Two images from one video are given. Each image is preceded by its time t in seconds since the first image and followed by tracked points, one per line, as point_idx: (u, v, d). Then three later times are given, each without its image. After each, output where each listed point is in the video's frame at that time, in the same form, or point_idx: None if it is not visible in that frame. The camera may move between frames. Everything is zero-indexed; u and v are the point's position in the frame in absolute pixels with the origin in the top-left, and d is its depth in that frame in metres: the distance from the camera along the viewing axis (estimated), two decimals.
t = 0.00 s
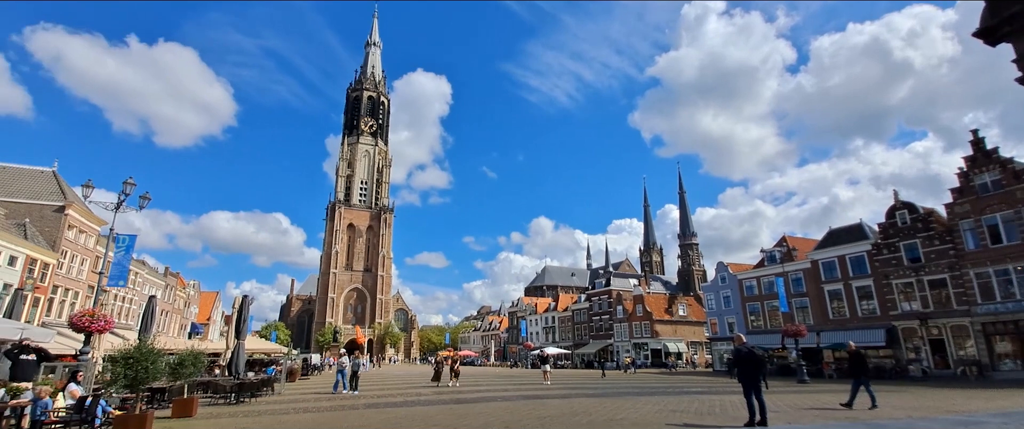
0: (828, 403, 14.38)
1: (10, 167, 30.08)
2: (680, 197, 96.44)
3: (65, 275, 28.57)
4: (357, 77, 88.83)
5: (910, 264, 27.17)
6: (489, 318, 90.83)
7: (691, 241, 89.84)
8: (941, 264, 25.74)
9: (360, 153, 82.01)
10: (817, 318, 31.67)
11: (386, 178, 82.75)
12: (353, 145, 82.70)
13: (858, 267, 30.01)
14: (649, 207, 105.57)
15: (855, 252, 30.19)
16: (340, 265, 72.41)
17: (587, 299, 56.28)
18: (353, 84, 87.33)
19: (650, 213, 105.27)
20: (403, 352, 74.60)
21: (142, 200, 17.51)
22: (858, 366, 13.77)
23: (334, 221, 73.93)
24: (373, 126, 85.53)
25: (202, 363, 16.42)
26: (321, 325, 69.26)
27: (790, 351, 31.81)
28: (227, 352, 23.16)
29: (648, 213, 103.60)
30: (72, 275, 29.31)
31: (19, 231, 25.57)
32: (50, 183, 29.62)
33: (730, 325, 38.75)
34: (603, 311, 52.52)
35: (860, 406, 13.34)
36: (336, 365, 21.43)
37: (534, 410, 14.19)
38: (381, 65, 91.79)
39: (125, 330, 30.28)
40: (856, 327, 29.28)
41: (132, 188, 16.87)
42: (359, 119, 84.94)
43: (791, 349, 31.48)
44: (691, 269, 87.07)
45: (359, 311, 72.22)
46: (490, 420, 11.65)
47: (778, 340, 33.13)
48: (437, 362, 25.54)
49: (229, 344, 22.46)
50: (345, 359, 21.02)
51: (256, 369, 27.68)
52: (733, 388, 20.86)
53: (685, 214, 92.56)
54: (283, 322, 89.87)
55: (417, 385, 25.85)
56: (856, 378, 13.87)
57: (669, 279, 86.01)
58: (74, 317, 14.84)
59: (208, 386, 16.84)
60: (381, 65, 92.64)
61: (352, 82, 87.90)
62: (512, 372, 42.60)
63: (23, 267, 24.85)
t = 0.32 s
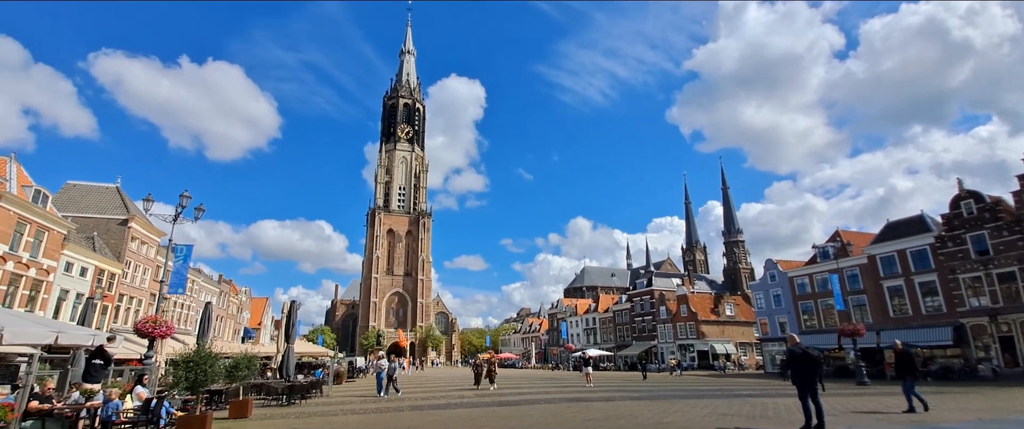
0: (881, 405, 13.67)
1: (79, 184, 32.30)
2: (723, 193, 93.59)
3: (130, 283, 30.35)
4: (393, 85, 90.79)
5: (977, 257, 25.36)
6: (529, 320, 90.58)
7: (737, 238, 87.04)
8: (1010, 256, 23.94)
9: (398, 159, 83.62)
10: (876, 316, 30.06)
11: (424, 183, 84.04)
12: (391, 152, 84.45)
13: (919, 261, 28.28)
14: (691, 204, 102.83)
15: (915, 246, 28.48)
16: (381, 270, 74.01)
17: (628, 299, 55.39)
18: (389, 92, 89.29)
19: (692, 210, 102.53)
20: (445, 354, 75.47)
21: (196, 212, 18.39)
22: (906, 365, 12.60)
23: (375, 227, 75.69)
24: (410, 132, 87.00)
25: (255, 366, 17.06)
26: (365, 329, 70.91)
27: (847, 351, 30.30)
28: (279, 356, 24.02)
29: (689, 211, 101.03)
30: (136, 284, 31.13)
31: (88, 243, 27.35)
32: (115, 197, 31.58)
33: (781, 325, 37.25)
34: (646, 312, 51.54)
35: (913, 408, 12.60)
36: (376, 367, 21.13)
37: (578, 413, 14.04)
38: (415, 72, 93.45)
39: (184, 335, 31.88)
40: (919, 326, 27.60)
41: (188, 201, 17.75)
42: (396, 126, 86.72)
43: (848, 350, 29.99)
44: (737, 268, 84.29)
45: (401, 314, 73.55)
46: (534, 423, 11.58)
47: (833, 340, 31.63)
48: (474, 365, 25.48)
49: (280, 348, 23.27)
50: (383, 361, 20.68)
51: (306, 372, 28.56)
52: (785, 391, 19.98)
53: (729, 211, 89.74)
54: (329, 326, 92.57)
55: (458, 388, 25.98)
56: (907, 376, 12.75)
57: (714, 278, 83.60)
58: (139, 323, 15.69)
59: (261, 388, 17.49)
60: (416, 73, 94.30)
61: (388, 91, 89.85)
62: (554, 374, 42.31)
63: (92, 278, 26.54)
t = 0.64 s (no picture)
0: (912, 411, 13.17)
1: (123, 193, 33.78)
2: (756, 191, 91.32)
3: (171, 288, 31.52)
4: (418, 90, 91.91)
5: None
6: (556, 323, 90.10)
7: (770, 238, 84.80)
8: None
9: (424, 163, 84.50)
10: (921, 318, 28.79)
11: (450, 186, 84.69)
12: (417, 156, 85.42)
13: (966, 260, 26.96)
14: (722, 203, 100.59)
15: (962, 245, 27.15)
16: (409, 273, 74.90)
17: (658, 301, 54.55)
18: (414, 97, 90.43)
19: (723, 209, 100.36)
20: (473, 357, 75.84)
21: (232, 218, 18.95)
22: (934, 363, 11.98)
23: (403, 231, 76.66)
24: (435, 136, 87.83)
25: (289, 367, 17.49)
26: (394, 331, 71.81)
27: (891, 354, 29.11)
28: (311, 358, 24.60)
29: (720, 210, 98.95)
30: (176, 288, 32.30)
31: (132, 249, 28.52)
32: (155, 205, 32.83)
33: (819, 327, 36.02)
34: (677, 314, 50.66)
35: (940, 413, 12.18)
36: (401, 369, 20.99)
37: (608, 416, 13.91)
38: (440, 77, 94.39)
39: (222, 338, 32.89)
40: (968, 327, 26.32)
41: (224, 207, 18.33)
42: (421, 131, 87.73)
43: (891, 353, 28.82)
44: (771, 268, 82.11)
45: (429, 317, 74.23)
46: (564, 426, 11.50)
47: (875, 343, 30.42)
48: (500, 369, 25.29)
49: (312, 349, 23.78)
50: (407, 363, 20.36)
51: (337, 373, 29.08)
52: (825, 395, 19.27)
53: (762, 210, 87.53)
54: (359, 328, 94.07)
55: (484, 391, 25.86)
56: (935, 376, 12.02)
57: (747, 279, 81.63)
58: (180, 326, 16.23)
59: (295, 389, 17.87)
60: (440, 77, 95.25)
61: (414, 96, 91.01)
62: (582, 377, 41.95)
63: (136, 283, 27.65)
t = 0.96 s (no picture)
0: (959, 415, 12.54)
1: (169, 203, 35.30)
2: (794, 187, 88.40)
3: (214, 293, 32.70)
4: (446, 95, 92.85)
5: None
6: (588, 325, 89.31)
7: (811, 236, 81.91)
8: None
9: (453, 167, 85.17)
10: (974, 317, 27.28)
11: (479, 189, 85.15)
12: (446, 160, 86.21)
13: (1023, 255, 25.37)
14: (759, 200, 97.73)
15: (1018, 239, 25.57)
16: (440, 276, 75.63)
17: (693, 302, 53.43)
18: (442, 102, 91.40)
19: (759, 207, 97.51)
20: (505, 359, 75.88)
21: (269, 225, 19.51)
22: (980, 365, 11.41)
23: (433, 235, 77.48)
24: (463, 140, 88.50)
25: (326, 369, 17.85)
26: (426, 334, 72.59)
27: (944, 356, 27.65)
28: (347, 360, 25.09)
29: (757, 208, 96.16)
30: (218, 293, 33.48)
31: (177, 256, 29.71)
32: (198, 214, 34.16)
33: (865, 328, 34.54)
34: (713, 315, 49.49)
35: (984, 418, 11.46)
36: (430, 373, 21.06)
37: (644, 419, 13.67)
38: (467, 81, 95.09)
39: (262, 341, 33.87)
40: None
41: (262, 214, 18.87)
42: (450, 135, 88.54)
43: (944, 354, 27.38)
44: (813, 267, 79.30)
45: (460, 320, 74.73)
46: None
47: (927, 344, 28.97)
48: (529, 372, 24.90)
49: (348, 352, 24.25)
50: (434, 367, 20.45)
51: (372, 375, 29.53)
52: (873, 399, 18.44)
53: (801, 206, 84.71)
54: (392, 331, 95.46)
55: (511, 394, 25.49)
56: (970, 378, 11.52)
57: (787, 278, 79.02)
58: (223, 329, 16.80)
59: (332, 390, 18.20)
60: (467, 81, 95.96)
61: (441, 100, 91.92)
62: (615, 379, 41.40)
63: (182, 288, 28.79)
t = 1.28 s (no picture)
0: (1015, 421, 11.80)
1: (208, 208, 36.58)
2: (833, 185, 85.42)
3: (251, 295, 33.70)
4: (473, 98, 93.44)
5: None
6: (618, 327, 88.19)
7: (852, 235, 78.96)
8: None
9: (480, 170, 85.50)
10: None
11: (506, 191, 85.24)
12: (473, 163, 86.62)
13: None
14: (796, 199, 94.72)
15: None
16: (469, 279, 76.06)
17: (727, 304, 52.13)
18: (469, 105, 92.05)
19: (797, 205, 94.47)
20: (534, 362, 75.68)
21: (303, 229, 19.96)
22: None
23: (461, 237, 77.99)
24: (490, 143, 88.83)
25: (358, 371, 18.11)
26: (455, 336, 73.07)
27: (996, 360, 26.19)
28: (379, 361, 25.41)
29: (794, 206, 93.22)
30: (255, 295, 34.45)
31: (216, 260, 30.73)
32: (236, 219, 35.26)
33: (912, 331, 33.01)
34: (749, 318, 48.19)
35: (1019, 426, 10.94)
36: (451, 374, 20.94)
37: (676, 424, 13.35)
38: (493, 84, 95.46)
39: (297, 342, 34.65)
40: None
41: (296, 219, 19.33)
42: (477, 138, 89.00)
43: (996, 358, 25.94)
44: (855, 267, 76.35)
45: (489, 322, 74.92)
46: None
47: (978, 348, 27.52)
48: (556, 375, 24.10)
49: (379, 353, 24.56)
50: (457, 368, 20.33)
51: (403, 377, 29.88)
52: (920, 404, 17.59)
53: (841, 204, 81.72)
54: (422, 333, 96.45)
55: (537, 398, 24.68)
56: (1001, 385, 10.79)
57: (827, 279, 76.35)
58: (260, 331, 17.23)
59: (365, 391, 18.48)
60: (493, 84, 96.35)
61: (468, 103, 92.61)
62: (646, 383, 40.69)
63: (221, 291, 29.72)
